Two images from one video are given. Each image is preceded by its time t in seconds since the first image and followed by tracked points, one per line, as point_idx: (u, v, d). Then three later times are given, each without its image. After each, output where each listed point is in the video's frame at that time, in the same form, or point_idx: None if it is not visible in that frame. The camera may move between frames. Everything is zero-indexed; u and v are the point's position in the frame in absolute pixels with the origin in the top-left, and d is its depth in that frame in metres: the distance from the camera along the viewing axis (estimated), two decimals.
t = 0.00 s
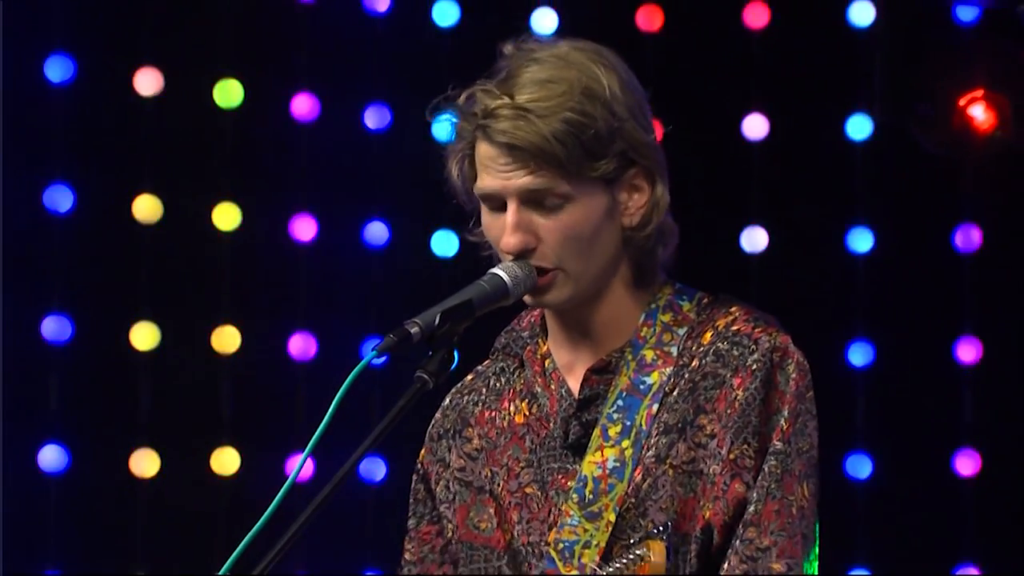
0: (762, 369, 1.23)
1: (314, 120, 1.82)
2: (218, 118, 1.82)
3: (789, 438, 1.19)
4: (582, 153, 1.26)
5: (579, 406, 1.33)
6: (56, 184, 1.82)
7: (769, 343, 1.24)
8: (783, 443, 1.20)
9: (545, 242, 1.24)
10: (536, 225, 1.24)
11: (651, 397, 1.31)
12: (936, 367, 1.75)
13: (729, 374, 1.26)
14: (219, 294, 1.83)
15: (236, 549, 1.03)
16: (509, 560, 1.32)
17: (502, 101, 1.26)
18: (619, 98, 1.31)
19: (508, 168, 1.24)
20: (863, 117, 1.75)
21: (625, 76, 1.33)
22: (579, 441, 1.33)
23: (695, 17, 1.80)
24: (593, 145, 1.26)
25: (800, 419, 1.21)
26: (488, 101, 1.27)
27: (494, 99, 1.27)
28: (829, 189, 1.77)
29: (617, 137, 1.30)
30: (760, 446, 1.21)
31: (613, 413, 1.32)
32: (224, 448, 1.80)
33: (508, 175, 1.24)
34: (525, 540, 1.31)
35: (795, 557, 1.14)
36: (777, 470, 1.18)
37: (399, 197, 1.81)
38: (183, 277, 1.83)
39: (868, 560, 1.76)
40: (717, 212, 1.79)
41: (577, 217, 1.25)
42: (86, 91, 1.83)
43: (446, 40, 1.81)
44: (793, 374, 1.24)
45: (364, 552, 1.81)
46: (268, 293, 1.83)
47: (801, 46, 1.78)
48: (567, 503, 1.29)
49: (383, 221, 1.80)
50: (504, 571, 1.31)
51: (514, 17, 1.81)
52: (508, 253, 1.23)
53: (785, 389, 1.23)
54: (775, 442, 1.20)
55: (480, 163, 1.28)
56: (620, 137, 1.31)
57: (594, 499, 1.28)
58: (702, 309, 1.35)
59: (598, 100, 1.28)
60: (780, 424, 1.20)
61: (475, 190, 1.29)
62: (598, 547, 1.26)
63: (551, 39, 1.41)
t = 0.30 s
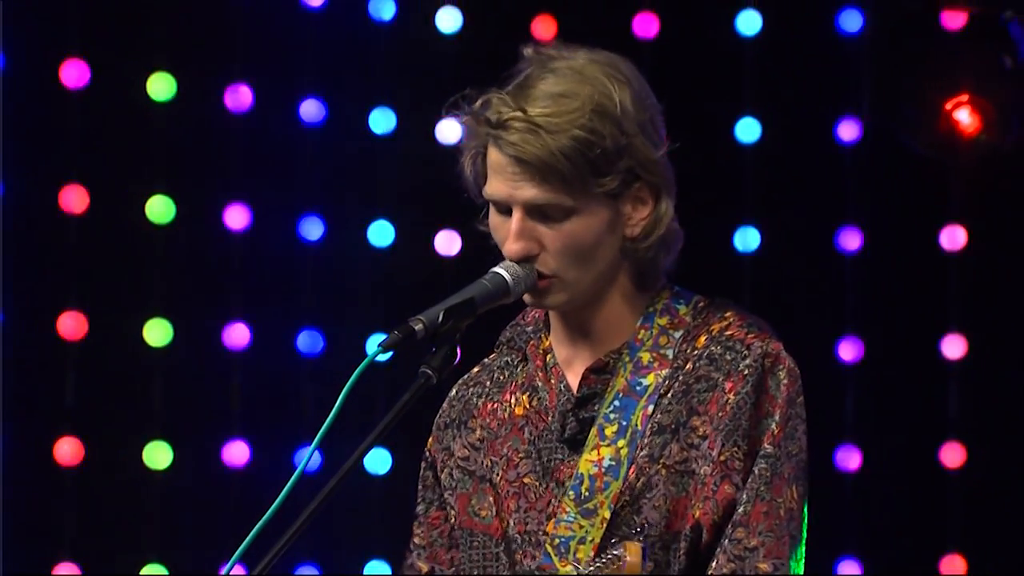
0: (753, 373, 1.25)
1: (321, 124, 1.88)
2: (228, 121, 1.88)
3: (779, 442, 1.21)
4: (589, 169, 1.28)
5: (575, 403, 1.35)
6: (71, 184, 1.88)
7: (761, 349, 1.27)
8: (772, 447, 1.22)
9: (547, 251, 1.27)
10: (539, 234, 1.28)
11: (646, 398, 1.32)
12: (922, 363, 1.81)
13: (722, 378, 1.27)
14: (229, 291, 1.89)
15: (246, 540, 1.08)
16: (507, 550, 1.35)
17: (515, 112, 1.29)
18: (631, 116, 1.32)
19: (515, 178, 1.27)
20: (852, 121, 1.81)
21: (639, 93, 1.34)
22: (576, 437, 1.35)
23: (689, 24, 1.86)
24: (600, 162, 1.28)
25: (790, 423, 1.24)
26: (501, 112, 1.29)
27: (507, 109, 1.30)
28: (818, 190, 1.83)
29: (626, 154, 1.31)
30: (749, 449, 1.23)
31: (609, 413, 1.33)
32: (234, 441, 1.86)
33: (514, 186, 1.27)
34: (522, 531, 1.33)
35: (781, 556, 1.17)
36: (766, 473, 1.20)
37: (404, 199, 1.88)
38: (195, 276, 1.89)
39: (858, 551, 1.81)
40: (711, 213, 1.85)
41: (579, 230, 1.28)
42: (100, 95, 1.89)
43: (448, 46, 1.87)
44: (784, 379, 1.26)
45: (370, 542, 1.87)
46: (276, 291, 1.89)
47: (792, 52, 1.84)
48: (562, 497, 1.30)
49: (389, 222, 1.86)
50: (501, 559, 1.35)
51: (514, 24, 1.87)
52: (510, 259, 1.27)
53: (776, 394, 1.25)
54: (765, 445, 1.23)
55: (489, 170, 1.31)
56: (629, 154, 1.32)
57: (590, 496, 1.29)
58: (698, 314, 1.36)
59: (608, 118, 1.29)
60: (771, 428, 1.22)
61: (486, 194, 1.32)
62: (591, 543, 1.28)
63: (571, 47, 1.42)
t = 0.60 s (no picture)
0: (742, 363, 1.30)
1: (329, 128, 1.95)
2: (239, 125, 1.96)
3: (764, 429, 1.26)
4: (578, 163, 1.33)
5: (574, 391, 1.42)
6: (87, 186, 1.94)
7: (750, 339, 1.31)
8: (758, 433, 1.26)
9: (545, 246, 1.33)
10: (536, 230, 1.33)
11: (640, 384, 1.38)
12: (908, 357, 1.88)
13: (712, 366, 1.32)
14: (240, 289, 1.96)
15: (256, 530, 1.13)
16: (510, 533, 1.41)
17: (503, 116, 1.34)
18: (612, 108, 1.38)
19: (509, 180, 1.33)
20: (839, 125, 1.88)
21: (617, 86, 1.40)
22: (575, 424, 1.41)
23: (681, 31, 1.93)
24: (588, 155, 1.33)
25: (777, 410, 1.28)
26: (490, 118, 1.35)
27: (495, 115, 1.35)
28: (806, 192, 1.90)
29: (611, 146, 1.36)
30: (738, 436, 1.28)
31: (605, 398, 1.40)
32: (246, 433, 1.93)
33: (509, 187, 1.33)
34: (524, 515, 1.39)
35: (764, 539, 1.22)
36: (751, 459, 1.25)
37: (409, 200, 1.96)
38: (209, 274, 1.97)
39: (848, 540, 1.88)
40: (704, 214, 1.92)
41: (575, 223, 1.33)
42: (115, 101, 1.95)
43: (451, 52, 1.95)
44: (772, 368, 1.31)
45: (377, 530, 1.94)
46: (285, 289, 1.97)
47: (780, 59, 1.92)
48: (559, 481, 1.38)
49: (393, 223, 1.94)
50: (506, 543, 1.42)
51: (513, 33, 1.95)
52: (511, 258, 1.31)
53: (764, 381, 1.30)
54: (752, 432, 1.27)
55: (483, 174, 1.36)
56: (614, 145, 1.37)
57: (584, 477, 1.36)
58: (693, 305, 1.42)
59: (591, 112, 1.35)
60: (757, 415, 1.27)
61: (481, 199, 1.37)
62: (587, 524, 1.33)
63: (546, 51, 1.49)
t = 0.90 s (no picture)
0: (744, 393, 1.37)
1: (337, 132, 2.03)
2: (250, 129, 2.03)
3: (762, 458, 1.33)
4: (580, 167, 1.39)
5: (583, 400, 1.49)
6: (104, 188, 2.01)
7: (754, 370, 1.38)
8: (756, 462, 1.33)
9: (543, 245, 1.39)
10: (537, 230, 1.39)
11: (646, 398, 1.45)
12: (894, 352, 1.96)
13: (715, 393, 1.40)
14: (251, 287, 2.04)
15: (269, 515, 1.19)
16: (512, 527, 1.49)
17: (513, 116, 1.42)
18: (620, 119, 1.44)
19: (514, 176, 1.40)
20: (827, 128, 1.96)
21: (628, 100, 1.46)
22: (582, 430, 1.49)
23: (677, 39, 2.00)
24: (590, 159, 1.40)
25: (776, 441, 1.35)
26: (501, 116, 1.43)
27: (506, 114, 1.43)
28: (797, 193, 1.98)
29: (615, 154, 1.42)
30: (736, 462, 1.36)
31: (613, 410, 1.47)
32: (257, 425, 2.01)
33: (513, 184, 1.40)
34: (527, 514, 1.47)
35: (755, 566, 1.29)
36: (748, 487, 1.32)
37: (414, 201, 2.03)
38: (221, 272, 2.04)
39: (835, 527, 1.96)
40: (699, 214, 1.99)
41: (573, 224, 1.39)
42: (132, 105, 2.02)
43: (454, 59, 2.03)
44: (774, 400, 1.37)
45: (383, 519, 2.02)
46: (295, 286, 2.04)
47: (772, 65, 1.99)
48: (563, 485, 1.46)
49: (398, 223, 2.02)
50: (509, 534, 1.50)
51: (515, 41, 2.03)
52: (511, 253, 1.38)
53: (765, 412, 1.37)
54: (750, 460, 1.34)
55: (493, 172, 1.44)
56: (618, 155, 1.43)
57: (588, 484, 1.44)
58: (703, 324, 1.49)
59: (599, 119, 1.42)
60: (757, 444, 1.34)
61: (489, 196, 1.44)
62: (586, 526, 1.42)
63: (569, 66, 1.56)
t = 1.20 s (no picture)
0: (748, 389, 1.45)
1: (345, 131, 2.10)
2: (260, 129, 2.11)
3: (765, 452, 1.41)
4: (572, 162, 1.46)
5: (589, 388, 1.56)
6: (120, 186, 2.08)
7: (758, 367, 1.46)
8: (759, 456, 1.42)
9: (543, 240, 1.46)
10: (537, 225, 1.46)
11: (651, 387, 1.51)
12: (881, 344, 2.04)
13: (720, 388, 1.47)
14: (261, 281, 2.11)
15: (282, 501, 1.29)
16: (516, 506, 1.57)
17: (507, 117, 1.49)
18: (612, 114, 1.50)
19: (511, 176, 1.47)
20: (816, 129, 2.04)
21: (619, 95, 1.52)
22: (586, 417, 1.56)
23: (672, 42, 2.08)
24: (581, 154, 1.46)
25: (778, 436, 1.43)
26: (495, 118, 1.50)
27: (501, 115, 1.50)
28: (789, 191, 2.05)
29: (607, 148, 1.48)
30: (738, 455, 1.44)
31: (618, 398, 1.53)
32: (267, 414, 2.09)
33: (510, 183, 1.47)
34: (532, 496, 1.55)
35: (757, 555, 1.37)
36: (751, 480, 1.40)
37: (418, 198, 2.11)
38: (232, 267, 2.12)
39: (823, 515, 2.03)
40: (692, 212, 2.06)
41: (569, 219, 1.46)
42: (146, 106, 2.10)
43: (457, 62, 2.10)
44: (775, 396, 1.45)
45: (386, 506, 2.09)
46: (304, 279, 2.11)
47: (763, 67, 2.06)
48: (569, 470, 1.52)
49: (403, 220, 2.10)
50: (512, 513, 1.57)
51: (515, 44, 2.11)
52: (512, 249, 1.45)
53: (767, 408, 1.45)
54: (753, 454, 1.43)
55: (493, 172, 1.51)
56: (611, 148, 1.49)
57: (592, 470, 1.50)
58: (706, 319, 1.55)
59: (589, 115, 1.48)
60: (760, 439, 1.42)
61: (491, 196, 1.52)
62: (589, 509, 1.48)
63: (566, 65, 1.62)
